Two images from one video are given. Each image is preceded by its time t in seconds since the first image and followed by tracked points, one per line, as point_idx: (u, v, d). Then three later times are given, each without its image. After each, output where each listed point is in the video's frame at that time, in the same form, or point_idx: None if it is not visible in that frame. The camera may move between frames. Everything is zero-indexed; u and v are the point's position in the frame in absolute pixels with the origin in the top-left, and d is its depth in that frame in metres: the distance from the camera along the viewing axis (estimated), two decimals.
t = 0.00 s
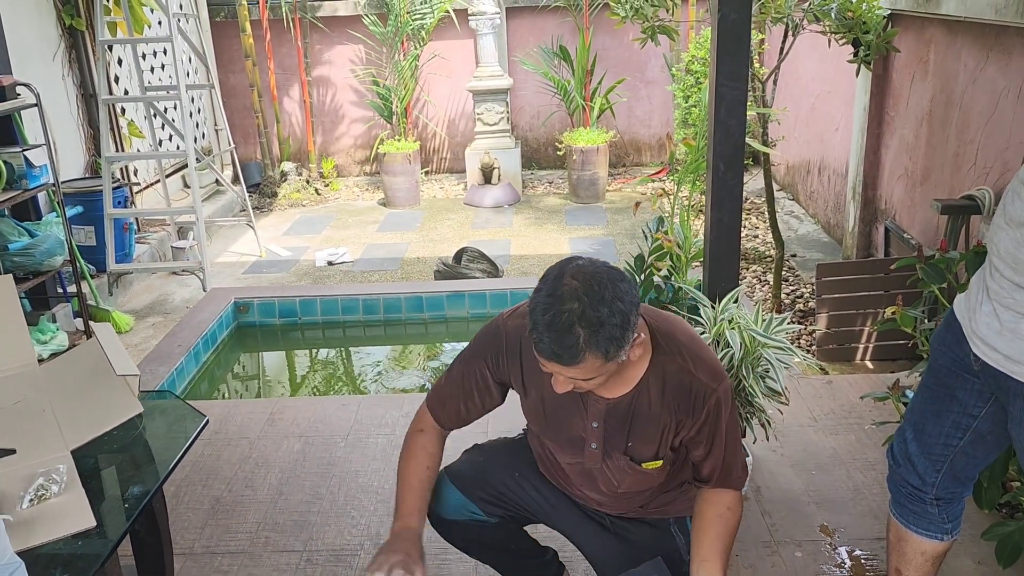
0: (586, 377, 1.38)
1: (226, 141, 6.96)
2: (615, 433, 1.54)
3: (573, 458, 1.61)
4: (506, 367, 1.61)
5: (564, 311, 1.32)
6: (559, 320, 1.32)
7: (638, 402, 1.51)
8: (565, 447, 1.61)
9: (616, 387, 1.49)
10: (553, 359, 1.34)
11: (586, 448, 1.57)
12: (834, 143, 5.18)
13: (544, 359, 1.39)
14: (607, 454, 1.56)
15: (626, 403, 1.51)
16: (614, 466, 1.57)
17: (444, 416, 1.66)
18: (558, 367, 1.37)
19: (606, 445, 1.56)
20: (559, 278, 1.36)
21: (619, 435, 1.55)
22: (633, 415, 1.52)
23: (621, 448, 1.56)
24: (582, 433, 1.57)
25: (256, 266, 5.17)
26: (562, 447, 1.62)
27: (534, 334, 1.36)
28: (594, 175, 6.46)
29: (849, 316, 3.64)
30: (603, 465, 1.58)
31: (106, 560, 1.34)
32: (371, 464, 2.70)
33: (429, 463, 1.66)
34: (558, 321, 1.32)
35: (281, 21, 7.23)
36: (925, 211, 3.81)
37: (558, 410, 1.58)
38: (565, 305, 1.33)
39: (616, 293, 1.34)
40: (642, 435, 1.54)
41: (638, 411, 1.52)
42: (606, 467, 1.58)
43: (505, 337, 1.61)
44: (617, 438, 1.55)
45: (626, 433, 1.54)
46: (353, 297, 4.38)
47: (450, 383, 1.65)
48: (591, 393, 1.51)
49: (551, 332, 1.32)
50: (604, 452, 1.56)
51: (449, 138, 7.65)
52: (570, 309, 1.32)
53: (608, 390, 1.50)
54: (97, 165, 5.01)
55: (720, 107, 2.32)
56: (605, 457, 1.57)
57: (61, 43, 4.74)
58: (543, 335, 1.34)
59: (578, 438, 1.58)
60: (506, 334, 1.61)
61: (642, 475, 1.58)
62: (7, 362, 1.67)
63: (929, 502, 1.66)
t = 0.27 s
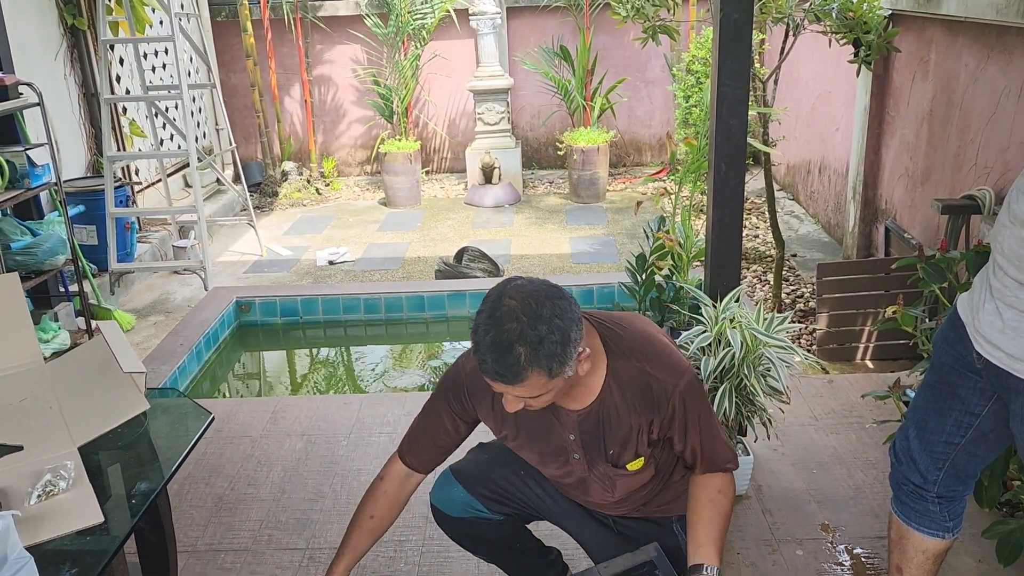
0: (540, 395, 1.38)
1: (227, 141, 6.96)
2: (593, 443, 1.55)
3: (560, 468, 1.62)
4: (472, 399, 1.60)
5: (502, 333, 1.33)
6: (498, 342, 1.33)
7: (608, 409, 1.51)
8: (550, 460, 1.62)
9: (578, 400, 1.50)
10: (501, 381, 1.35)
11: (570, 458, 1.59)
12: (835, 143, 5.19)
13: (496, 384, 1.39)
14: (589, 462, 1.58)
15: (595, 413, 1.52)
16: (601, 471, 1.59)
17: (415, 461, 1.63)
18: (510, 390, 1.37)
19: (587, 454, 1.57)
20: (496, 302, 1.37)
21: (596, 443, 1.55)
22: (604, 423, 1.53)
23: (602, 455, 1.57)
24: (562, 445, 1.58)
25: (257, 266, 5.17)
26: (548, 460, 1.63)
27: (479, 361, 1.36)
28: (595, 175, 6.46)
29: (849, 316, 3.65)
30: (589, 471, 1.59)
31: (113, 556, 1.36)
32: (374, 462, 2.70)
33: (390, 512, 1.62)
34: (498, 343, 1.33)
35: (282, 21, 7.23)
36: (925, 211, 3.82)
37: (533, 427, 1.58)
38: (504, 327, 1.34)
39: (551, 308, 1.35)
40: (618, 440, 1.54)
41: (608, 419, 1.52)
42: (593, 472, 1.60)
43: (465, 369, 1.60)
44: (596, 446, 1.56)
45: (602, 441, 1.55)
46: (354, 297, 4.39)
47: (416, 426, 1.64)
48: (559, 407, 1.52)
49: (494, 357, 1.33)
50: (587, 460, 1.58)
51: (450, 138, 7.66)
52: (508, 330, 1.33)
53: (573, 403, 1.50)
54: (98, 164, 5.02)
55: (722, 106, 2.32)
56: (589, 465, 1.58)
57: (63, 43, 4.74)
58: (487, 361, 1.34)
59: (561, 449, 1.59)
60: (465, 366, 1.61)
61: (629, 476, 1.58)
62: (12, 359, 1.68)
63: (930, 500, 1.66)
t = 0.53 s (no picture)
0: (518, 400, 1.39)
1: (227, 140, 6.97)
2: (579, 445, 1.55)
3: (550, 473, 1.62)
4: (453, 419, 1.59)
5: (470, 343, 1.33)
6: (467, 352, 1.33)
7: (590, 410, 1.52)
8: (539, 467, 1.62)
9: (559, 403, 1.50)
10: (476, 390, 1.35)
11: (558, 462, 1.59)
12: (835, 143, 5.19)
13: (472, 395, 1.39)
14: (579, 464, 1.58)
15: (577, 415, 1.52)
16: (591, 471, 1.59)
17: (407, 485, 1.62)
18: (487, 399, 1.37)
19: (575, 456, 1.57)
20: (462, 313, 1.37)
21: (582, 445, 1.56)
22: (588, 424, 1.53)
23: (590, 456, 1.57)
24: (550, 451, 1.58)
25: (258, 264, 5.18)
26: (537, 467, 1.63)
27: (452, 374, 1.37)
28: (596, 175, 6.47)
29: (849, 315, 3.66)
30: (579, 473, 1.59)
31: (115, 556, 1.37)
32: (375, 460, 2.71)
33: (388, 534, 1.61)
34: (468, 353, 1.33)
35: (283, 20, 7.24)
36: (926, 211, 3.82)
37: (519, 436, 1.59)
38: (472, 336, 1.34)
39: (513, 312, 1.35)
40: (604, 440, 1.54)
41: (590, 419, 1.52)
42: (584, 473, 1.60)
43: (442, 389, 1.60)
44: (583, 448, 1.56)
45: (588, 443, 1.55)
46: (355, 295, 4.39)
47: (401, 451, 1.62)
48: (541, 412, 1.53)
49: (465, 367, 1.33)
50: (576, 462, 1.58)
51: (451, 137, 7.66)
52: (475, 339, 1.33)
53: (554, 407, 1.51)
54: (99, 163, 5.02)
55: (724, 105, 2.32)
56: (579, 467, 1.59)
57: (64, 41, 4.74)
58: (461, 371, 1.34)
59: (549, 455, 1.59)
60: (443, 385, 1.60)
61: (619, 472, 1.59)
62: (16, 355, 1.68)
63: (932, 498, 1.67)
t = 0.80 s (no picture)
0: (525, 394, 1.38)
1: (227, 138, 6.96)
2: (578, 441, 1.56)
3: (546, 471, 1.62)
4: (453, 406, 1.59)
5: (484, 333, 1.33)
6: (480, 342, 1.33)
7: (591, 407, 1.52)
8: (536, 463, 1.62)
9: (562, 399, 1.50)
10: (488, 382, 1.34)
11: (555, 459, 1.59)
12: (835, 141, 5.19)
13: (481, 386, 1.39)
14: (577, 461, 1.59)
15: (578, 411, 1.52)
16: (588, 469, 1.59)
17: (402, 466, 1.61)
18: (494, 390, 1.37)
19: (573, 453, 1.57)
20: (475, 302, 1.37)
21: (581, 442, 1.56)
22: (588, 421, 1.53)
23: (588, 453, 1.57)
24: (548, 447, 1.58)
25: (257, 263, 5.18)
26: (534, 463, 1.63)
27: (464, 364, 1.36)
28: (595, 173, 6.46)
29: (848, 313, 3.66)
30: (576, 470, 1.60)
31: (115, 554, 1.37)
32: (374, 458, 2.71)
33: (381, 515, 1.59)
34: (481, 343, 1.32)
35: (282, 17, 7.23)
36: (925, 209, 3.82)
37: (518, 431, 1.59)
38: (485, 326, 1.34)
39: (528, 304, 1.35)
40: (603, 438, 1.55)
41: (591, 415, 1.53)
42: (580, 471, 1.60)
43: (444, 374, 1.60)
44: (582, 445, 1.56)
45: (587, 440, 1.56)
46: (355, 294, 4.39)
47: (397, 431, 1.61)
48: (542, 407, 1.53)
49: (476, 356, 1.33)
50: (573, 460, 1.58)
51: (450, 135, 7.66)
52: (490, 329, 1.33)
53: (556, 402, 1.51)
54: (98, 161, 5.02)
55: (723, 103, 2.32)
56: (576, 464, 1.59)
57: (63, 39, 4.74)
58: (470, 360, 1.34)
59: (546, 451, 1.59)
60: (445, 375, 1.60)
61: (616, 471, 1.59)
62: (15, 353, 1.68)
63: (932, 496, 1.67)
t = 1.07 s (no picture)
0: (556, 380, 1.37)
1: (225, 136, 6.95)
2: (588, 434, 1.55)
3: (550, 463, 1.62)
4: (464, 387, 1.59)
5: (530, 315, 1.31)
6: (526, 325, 1.31)
7: (606, 401, 1.52)
8: (540, 454, 1.61)
9: (582, 390, 1.49)
10: (530, 366, 1.32)
11: (561, 451, 1.58)
12: (833, 139, 5.19)
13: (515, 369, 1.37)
14: (583, 455, 1.58)
15: (593, 403, 1.52)
16: (593, 463, 1.59)
17: (405, 441, 1.60)
18: (525, 372, 1.35)
19: (581, 446, 1.57)
20: (517, 284, 1.35)
21: (592, 435, 1.56)
22: (602, 414, 1.53)
23: (597, 448, 1.57)
24: (555, 439, 1.57)
25: (255, 261, 5.17)
26: (538, 454, 1.62)
27: (503, 346, 1.33)
28: (594, 172, 6.46)
29: (846, 311, 3.66)
30: (581, 464, 1.59)
31: (111, 549, 1.36)
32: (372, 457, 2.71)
33: (385, 488, 1.59)
34: (527, 324, 1.31)
35: (280, 16, 7.22)
36: (923, 207, 3.82)
37: (528, 419, 1.58)
38: (529, 310, 1.32)
39: (574, 290, 1.34)
40: (615, 432, 1.55)
41: (606, 409, 1.53)
42: (585, 465, 1.60)
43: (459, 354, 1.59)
44: (591, 438, 1.56)
45: (598, 433, 1.55)
46: (353, 292, 4.38)
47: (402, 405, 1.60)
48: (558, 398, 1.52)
49: (517, 336, 1.31)
50: (580, 453, 1.58)
51: (449, 134, 7.65)
52: (536, 312, 1.31)
53: (574, 394, 1.50)
54: (96, 160, 5.01)
55: (721, 101, 2.32)
56: (582, 457, 1.58)
57: (60, 38, 4.73)
58: (509, 339, 1.32)
59: (553, 443, 1.58)
60: (461, 357, 1.58)
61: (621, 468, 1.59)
62: (11, 351, 1.68)
63: (929, 493, 1.67)
